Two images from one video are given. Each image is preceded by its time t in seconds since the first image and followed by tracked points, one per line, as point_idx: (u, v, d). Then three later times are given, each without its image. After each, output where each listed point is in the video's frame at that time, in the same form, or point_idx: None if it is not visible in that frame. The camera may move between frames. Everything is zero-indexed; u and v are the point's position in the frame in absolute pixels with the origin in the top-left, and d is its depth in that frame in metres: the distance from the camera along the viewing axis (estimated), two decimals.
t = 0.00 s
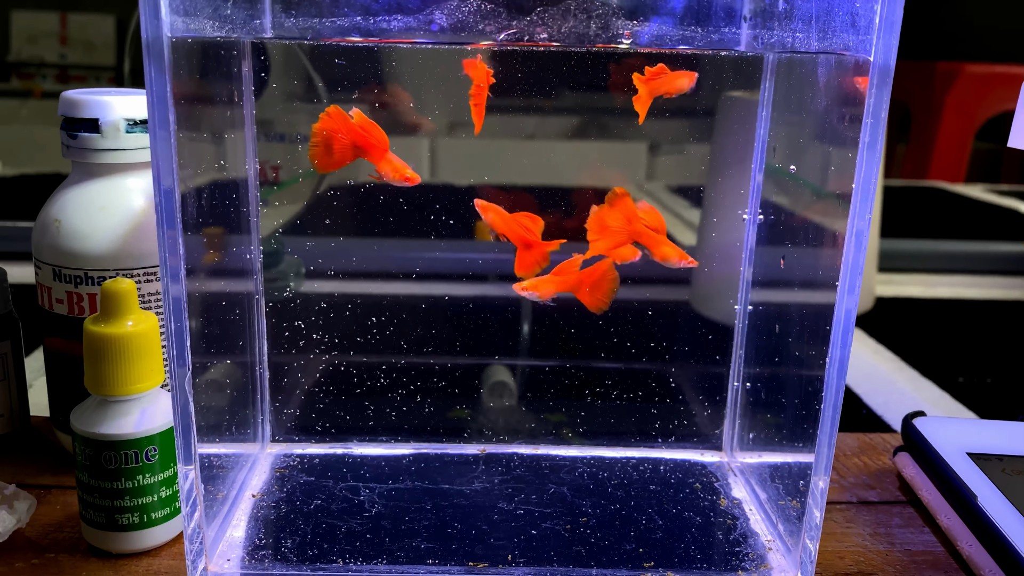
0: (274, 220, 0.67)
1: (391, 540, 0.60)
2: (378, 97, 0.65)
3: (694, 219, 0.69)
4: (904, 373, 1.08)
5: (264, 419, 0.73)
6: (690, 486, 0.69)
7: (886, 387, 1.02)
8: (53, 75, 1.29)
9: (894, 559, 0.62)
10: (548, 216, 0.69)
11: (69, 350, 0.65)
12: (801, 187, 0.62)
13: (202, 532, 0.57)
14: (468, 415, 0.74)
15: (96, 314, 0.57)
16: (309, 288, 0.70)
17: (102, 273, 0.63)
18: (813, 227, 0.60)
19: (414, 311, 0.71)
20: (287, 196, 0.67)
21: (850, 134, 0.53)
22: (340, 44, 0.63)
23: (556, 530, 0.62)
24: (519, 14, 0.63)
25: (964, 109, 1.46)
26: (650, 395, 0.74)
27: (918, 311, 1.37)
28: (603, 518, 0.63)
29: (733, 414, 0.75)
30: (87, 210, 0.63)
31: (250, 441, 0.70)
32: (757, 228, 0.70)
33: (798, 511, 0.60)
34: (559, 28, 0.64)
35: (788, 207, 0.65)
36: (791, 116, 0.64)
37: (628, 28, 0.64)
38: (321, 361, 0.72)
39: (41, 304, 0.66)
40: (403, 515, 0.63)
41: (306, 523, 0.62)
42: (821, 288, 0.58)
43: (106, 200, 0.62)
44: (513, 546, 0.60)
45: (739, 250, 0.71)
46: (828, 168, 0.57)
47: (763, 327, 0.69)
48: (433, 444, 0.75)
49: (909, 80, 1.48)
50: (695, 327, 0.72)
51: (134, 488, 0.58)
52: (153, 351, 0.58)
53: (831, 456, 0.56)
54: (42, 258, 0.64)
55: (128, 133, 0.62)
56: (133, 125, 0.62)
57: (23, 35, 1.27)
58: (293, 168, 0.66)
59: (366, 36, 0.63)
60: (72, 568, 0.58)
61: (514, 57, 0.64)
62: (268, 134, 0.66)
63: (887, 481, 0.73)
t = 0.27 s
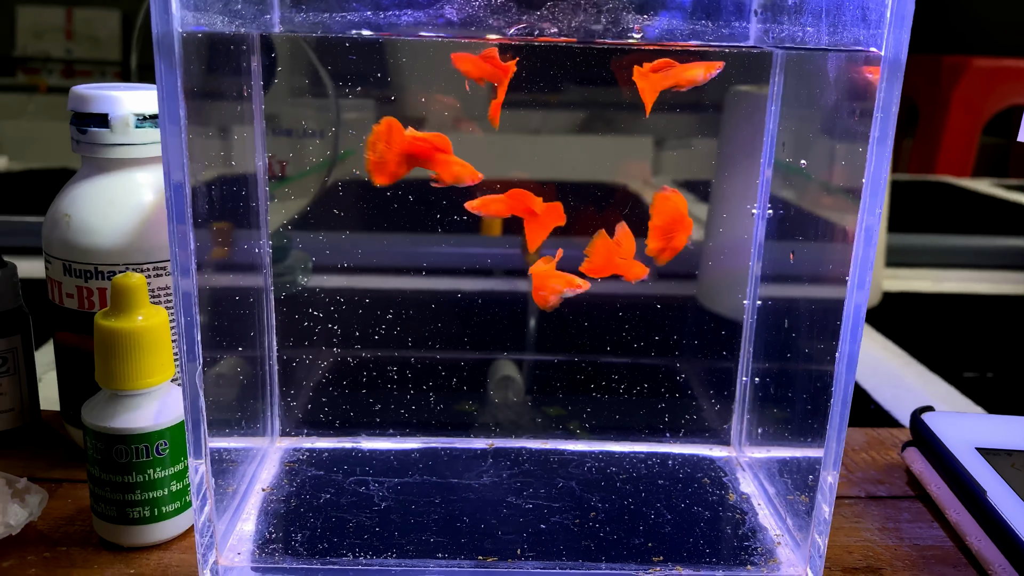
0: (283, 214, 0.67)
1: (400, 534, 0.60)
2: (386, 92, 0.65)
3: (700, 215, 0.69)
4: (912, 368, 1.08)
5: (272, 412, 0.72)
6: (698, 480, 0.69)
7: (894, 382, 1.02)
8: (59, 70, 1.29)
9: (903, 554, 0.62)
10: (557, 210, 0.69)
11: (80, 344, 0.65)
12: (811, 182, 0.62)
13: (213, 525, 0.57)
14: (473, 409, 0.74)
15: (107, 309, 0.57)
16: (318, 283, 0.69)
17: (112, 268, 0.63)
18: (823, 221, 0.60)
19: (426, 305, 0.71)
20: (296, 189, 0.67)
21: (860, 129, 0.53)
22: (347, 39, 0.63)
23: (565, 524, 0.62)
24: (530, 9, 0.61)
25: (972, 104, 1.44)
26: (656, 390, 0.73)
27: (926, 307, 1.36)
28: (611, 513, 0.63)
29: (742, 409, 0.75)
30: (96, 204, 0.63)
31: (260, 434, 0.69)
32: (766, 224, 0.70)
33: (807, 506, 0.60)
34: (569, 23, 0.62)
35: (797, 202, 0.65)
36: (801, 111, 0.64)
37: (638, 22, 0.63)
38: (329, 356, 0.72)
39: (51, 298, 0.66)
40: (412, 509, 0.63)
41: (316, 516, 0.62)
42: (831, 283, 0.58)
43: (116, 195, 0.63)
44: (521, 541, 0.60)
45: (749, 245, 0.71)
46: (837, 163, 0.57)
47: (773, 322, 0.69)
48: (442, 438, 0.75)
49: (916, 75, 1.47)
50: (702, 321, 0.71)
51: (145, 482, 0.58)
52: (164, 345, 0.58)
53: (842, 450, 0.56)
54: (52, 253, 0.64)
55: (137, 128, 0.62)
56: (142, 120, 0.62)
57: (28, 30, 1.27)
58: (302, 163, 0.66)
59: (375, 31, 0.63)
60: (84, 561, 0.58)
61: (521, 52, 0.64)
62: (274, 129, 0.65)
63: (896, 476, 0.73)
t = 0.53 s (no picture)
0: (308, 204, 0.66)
1: (430, 529, 0.59)
2: (416, 81, 0.64)
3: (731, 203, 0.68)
4: (937, 362, 1.07)
5: (298, 401, 0.72)
6: (730, 476, 0.68)
7: (920, 375, 1.01)
8: (69, 61, 1.28)
9: (940, 552, 0.61)
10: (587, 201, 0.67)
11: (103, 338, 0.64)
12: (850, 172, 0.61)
13: (241, 520, 0.56)
14: (495, 403, 0.73)
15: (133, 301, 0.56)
16: (334, 276, 0.69)
17: (137, 260, 0.62)
18: (863, 213, 0.59)
19: (455, 297, 0.70)
20: (322, 179, 0.66)
21: (906, 119, 0.52)
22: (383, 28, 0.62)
23: (596, 520, 0.61)
24: None
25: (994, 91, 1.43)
26: (683, 383, 0.73)
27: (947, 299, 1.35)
28: (643, 509, 0.62)
29: (773, 405, 0.74)
30: (122, 196, 0.62)
31: (286, 428, 0.68)
32: (801, 215, 0.69)
33: (841, 503, 0.60)
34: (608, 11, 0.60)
35: (835, 193, 0.64)
36: (841, 101, 0.62)
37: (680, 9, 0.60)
38: (351, 348, 0.71)
39: (75, 290, 0.65)
40: (440, 504, 0.62)
41: (344, 512, 0.61)
42: (871, 276, 0.57)
43: (140, 186, 0.62)
44: (553, 537, 0.59)
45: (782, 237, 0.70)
46: (882, 154, 0.56)
47: (809, 316, 0.68)
48: (468, 433, 0.74)
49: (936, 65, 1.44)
50: (730, 314, 0.71)
51: (172, 476, 0.57)
52: (191, 338, 0.57)
53: (879, 446, 0.55)
54: (76, 244, 0.63)
55: (162, 118, 0.61)
56: (167, 110, 0.61)
57: (38, 21, 1.26)
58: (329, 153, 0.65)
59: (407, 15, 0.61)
60: (111, 556, 0.58)
61: (558, 41, 0.62)
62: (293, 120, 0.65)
63: (929, 472, 0.72)
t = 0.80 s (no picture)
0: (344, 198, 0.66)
1: (469, 525, 0.60)
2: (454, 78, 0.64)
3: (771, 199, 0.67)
4: (965, 356, 1.06)
5: (333, 397, 0.72)
6: (765, 474, 0.68)
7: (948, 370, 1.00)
8: (84, 49, 1.28)
9: (978, 551, 0.61)
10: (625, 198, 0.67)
11: (144, 333, 0.65)
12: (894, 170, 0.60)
13: (285, 515, 0.57)
14: (518, 395, 0.73)
15: (177, 299, 0.57)
16: (356, 267, 0.68)
17: (177, 257, 0.62)
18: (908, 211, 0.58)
19: (493, 288, 0.69)
20: (359, 175, 0.65)
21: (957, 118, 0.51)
22: (431, 26, 0.61)
23: (634, 516, 0.61)
24: None
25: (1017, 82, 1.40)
26: (719, 378, 0.72)
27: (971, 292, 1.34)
28: (681, 507, 0.63)
29: (808, 401, 0.74)
30: (162, 192, 0.62)
31: (324, 422, 0.69)
32: (838, 214, 0.69)
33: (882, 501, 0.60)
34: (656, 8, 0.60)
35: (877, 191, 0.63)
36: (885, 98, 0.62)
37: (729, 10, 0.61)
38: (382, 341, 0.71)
39: (115, 286, 0.66)
40: (479, 499, 0.63)
41: (384, 507, 0.62)
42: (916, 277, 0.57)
43: (181, 182, 0.62)
44: (592, 533, 0.60)
45: (819, 235, 0.70)
46: (934, 155, 0.55)
47: (846, 313, 0.68)
48: (502, 428, 0.74)
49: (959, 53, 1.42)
50: (767, 310, 0.70)
51: (216, 472, 0.58)
52: (233, 336, 0.57)
53: (923, 443, 0.55)
54: (117, 240, 0.63)
55: (201, 115, 0.61)
56: (207, 107, 0.61)
57: (54, 11, 1.27)
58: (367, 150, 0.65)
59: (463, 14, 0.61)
60: (155, 551, 0.58)
61: (606, 35, 0.61)
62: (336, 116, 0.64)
63: (964, 470, 0.72)
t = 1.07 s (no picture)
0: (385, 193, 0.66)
1: (509, 515, 0.61)
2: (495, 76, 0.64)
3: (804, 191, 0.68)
4: (994, 352, 1.06)
5: (374, 387, 0.72)
6: (799, 468, 0.69)
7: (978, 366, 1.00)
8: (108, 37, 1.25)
9: (1011, 546, 0.61)
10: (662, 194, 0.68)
11: (189, 324, 0.66)
12: (936, 169, 0.60)
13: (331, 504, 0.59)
14: (546, 385, 0.73)
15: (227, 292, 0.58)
16: (389, 257, 0.68)
17: (224, 250, 0.64)
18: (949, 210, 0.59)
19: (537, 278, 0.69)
20: (404, 166, 0.65)
21: (1001, 118, 0.52)
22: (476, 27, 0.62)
23: (669, 509, 0.63)
24: None
25: None
26: (754, 372, 0.73)
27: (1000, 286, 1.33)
28: (716, 500, 0.64)
29: (842, 397, 0.74)
30: (209, 187, 0.64)
31: (365, 411, 0.70)
32: (875, 213, 0.70)
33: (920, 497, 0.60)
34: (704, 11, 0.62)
35: (916, 189, 0.63)
36: (925, 97, 0.62)
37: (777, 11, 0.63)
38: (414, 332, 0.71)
39: (162, 278, 0.67)
40: (517, 490, 0.64)
41: (425, 496, 0.63)
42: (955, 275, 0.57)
43: (227, 176, 0.64)
44: (630, 525, 0.61)
45: (858, 232, 0.70)
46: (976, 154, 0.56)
47: (881, 309, 0.68)
48: (537, 420, 0.75)
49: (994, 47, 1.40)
50: (802, 305, 0.71)
51: (263, 461, 0.59)
52: (281, 329, 0.59)
53: (963, 440, 0.56)
54: (165, 233, 0.65)
55: (248, 111, 0.62)
56: (253, 103, 0.62)
57: None
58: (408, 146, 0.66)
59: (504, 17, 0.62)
60: (204, 537, 0.60)
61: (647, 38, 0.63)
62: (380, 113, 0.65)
63: (996, 466, 0.72)
